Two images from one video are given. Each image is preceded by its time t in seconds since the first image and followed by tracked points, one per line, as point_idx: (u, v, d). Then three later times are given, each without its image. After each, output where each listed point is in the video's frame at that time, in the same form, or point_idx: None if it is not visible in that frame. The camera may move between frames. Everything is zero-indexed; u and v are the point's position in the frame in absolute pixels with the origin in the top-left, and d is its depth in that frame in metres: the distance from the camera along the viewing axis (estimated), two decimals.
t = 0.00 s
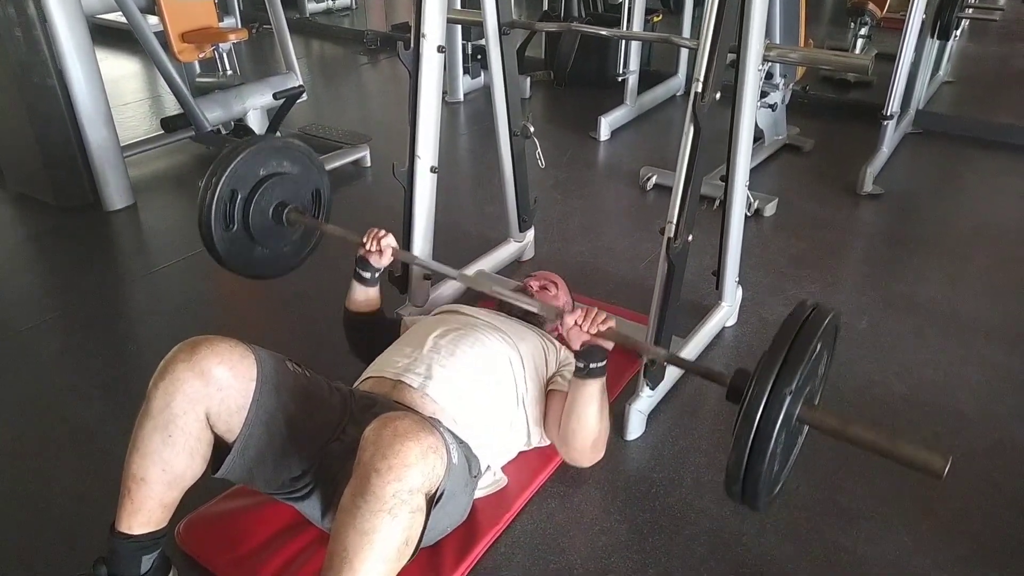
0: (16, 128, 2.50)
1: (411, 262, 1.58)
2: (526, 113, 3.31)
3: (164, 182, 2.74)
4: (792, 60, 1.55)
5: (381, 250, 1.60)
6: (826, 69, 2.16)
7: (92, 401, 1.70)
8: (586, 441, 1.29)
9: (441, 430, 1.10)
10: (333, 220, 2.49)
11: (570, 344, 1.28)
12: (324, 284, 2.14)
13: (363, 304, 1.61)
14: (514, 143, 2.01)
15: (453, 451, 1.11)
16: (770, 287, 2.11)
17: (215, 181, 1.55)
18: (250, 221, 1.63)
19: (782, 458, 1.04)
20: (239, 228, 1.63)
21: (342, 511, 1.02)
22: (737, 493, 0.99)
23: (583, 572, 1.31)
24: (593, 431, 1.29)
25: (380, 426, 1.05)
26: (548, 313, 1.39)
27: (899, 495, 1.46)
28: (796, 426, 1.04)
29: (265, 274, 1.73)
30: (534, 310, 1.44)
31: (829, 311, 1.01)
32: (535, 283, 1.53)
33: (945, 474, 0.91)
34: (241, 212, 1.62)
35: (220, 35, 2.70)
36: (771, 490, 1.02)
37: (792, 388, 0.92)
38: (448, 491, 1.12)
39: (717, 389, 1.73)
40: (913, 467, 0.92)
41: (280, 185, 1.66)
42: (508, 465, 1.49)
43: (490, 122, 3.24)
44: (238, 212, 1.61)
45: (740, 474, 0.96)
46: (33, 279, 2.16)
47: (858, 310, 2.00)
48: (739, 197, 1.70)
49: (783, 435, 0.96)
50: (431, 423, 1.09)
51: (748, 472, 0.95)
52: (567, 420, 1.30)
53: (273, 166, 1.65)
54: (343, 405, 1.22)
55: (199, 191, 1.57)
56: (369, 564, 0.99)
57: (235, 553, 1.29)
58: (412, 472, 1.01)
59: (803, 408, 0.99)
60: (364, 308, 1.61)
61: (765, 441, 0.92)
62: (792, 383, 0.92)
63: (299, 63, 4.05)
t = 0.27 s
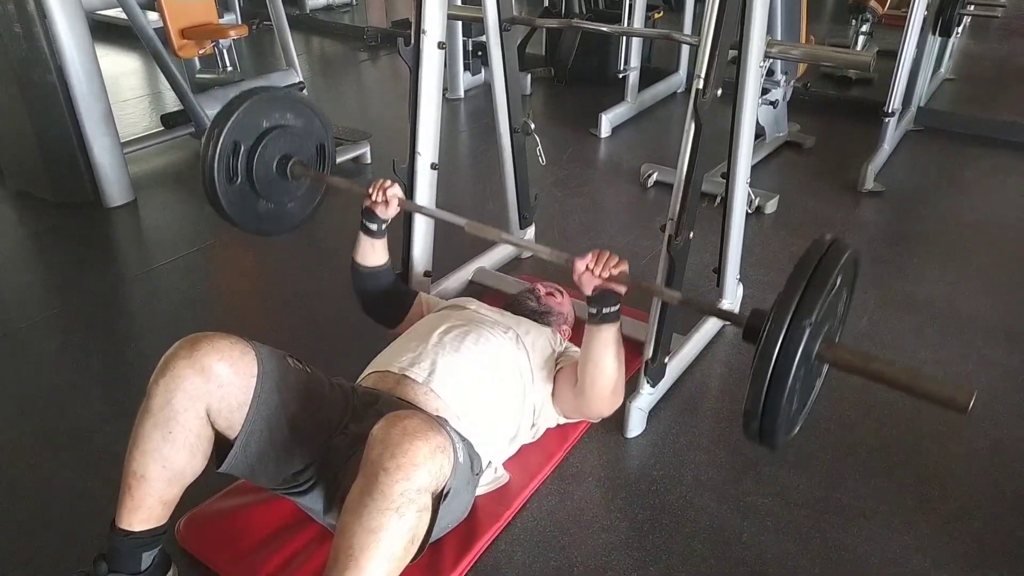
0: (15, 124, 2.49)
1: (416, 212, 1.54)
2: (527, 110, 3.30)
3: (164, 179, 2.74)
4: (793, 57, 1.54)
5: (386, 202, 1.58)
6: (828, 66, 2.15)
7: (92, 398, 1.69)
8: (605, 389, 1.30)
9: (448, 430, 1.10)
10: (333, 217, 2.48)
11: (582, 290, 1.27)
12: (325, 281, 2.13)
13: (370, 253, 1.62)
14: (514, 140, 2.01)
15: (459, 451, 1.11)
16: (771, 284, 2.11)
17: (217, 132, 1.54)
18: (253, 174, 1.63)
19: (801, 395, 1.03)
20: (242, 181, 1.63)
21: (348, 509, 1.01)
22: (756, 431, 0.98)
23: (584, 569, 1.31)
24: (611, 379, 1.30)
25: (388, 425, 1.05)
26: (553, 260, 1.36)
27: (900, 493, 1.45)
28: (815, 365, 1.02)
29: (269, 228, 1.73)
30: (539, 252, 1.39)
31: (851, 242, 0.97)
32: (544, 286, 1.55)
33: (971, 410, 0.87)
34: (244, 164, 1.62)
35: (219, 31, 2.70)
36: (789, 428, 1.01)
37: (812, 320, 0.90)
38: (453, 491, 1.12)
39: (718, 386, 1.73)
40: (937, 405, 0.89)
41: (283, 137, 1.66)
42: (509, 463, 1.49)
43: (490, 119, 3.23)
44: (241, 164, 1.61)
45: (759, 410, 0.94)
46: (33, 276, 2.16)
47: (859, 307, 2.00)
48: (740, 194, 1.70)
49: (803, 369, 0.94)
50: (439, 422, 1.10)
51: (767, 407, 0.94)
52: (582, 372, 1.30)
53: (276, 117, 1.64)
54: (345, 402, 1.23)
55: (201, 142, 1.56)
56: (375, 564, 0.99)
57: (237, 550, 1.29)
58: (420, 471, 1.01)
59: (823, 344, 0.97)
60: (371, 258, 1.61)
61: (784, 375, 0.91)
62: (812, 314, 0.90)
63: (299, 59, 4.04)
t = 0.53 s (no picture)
0: (15, 119, 2.49)
1: (422, 159, 1.51)
2: (528, 107, 3.30)
3: (164, 175, 2.74)
4: (796, 54, 1.52)
5: (388, 149, 1.53)
6: (830, 64, 2.14)
7: (92, 394, 1.69)
8: (609, 329, 1.30)
9: (448, 427, 1.10)
10: (334, 213, 2.48)
11: (591, 233, 1.26)
12: (326, 277, 2.13)
13: (379, 206, 1.57)
14: (515, 137, 2.01)
15: (460, 448, 1.11)
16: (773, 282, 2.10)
17: (215, 85, 1.54)
18: (253, 126, 1.64)
19: (819, 329, 1.05)
20: (242, 134, 1.64)
21: (347, 506, 1.01)
22: (773, 364, 1.00)
23: (584, 567, 1.31)
24: (615, 319, 1.30)
25: (389, 421, 1.05)
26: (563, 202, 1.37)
27: (901, 491, 1.45)
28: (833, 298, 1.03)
29: (273, 182, 1.75)
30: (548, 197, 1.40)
31: (869, 170, 0.96)
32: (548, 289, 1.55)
33: (997, 338, 0.88)
34: (243, 117, 1.62)
35: (220, 28, 2.69)
36: (807, 362, 1.03)
37: (829, 251, 0.90)
38: (454, 487, 1.12)
39: (719, 384, 1.73)
40: (961, 334, 0.89)
41: (282, 88, 1.66)
42: (509, 461, 1.49)
43: (491, 116, 3.23)
44: (239, 116, 1.61)
45: (776, 343, 0.96)
46: (33, 272, 2.16)
47: (860, 305, 1.99)
48: (742, 191, 1.69)
49: (821, 301, 0.95)
50: (439, 419, 1.09)
51: (784, 341, 0.96)
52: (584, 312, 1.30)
53: (274, 68, 1.64)
54: (348, 398, 1.22)
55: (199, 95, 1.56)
56: (374, 561, 0.99)
57: (237, 547, 1.28)
58: (420, 468, 1.01)
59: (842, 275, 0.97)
60: (382, 212, 1.57)
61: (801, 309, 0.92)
62: (828, 244, 0.90)
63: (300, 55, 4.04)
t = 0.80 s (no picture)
0: (16, 116, 2.49)
1: (427, 147, 1.53)
2: (529, 106, 3.29)
3: (165, 173, 2.73)
4: (798, 53, 1.52)
5: (392, 138, 1.55)
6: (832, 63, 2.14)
7: (92, 392, 1.69)
8: (603, 310, 1.29)
9: (450, 426, 1.10)
10: (334, 212, 2.48)
11: (596, 218, 1.28)
12: (326, 276, 2.13)
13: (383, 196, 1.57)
14: (517, 136, 2.00)
15: (461, 447, 1.11)
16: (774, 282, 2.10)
17: (218, 85, 1.56)
18: (258, 120, 1.66)
19: (826, 315, 1.06)
20: (249, 129, 1.66)
21: (348, 505, 1.01)
22: (779, 351, 1.02)
23: (584, 567, 1.31)
24: (610, 301, 1.29)
25: (390, 421, 1.05)
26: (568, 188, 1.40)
27: (902, 492, 1.45)
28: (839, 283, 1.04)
29: (283, 174, 1.78)
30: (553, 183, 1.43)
31: (870, 157, 0.97)
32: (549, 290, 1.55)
33: (1004, 318, 0.90)
34: (248, 113, 1.65)
35: (221, 25, 2.69)
36: (814, 348, 1.05)
37: (831, 239, 0.91)
38: (455, 487, 1.12)
39: (719, 383, 1.73)
40: (970, 314, 0.92)
41: (284, 80, 1.68)
42: (510, 461, 1.48)
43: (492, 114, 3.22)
44: (245, 112, 1.64)
45: (781, 331, 0.98)
46: (34, 269, 2.15)
47: (862, 305, 1.99)
48: (743, 190, 1.69)
49: (825, 288, 0.96)
50: (441, 419, 1.09)
51: (788, 329, 0.97)
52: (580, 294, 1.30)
53: (274, 60, 1.66)
54: (347, 397, 1.22)
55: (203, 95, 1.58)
56: (374, 560, 0.98)
57: (236, 547, 1.28)
58: (422, 467, 1.01)
59: (847, 262, 0.98)
60: (385, 200, 1.57)
61: (804, 296, 0.93)
62: (830, 234, 0.91)
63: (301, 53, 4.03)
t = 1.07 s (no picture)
0: (13, 114, 2.48)
1: (426, 147, 1.52)
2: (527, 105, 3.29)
3: (162, 171, 2.73)
4: (796, 54, 1.52)
5: (392, 137, 1.54)
6: (831, 63, 2.14)
7: (88, 390, 1.69)
8: (601, 309, 1.29)
9: (444, 424, 1.10)
10: (332, 210, 2.47)
11: (593, 217, 1.28)
12: (323, 275, 2.12)
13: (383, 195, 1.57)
14: (515, 135, 2.00)
15: (455, 445, 1.11)
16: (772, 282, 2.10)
17: (218, 88, 1.56)
18: (260, 121, 1.66)
19: (821, 313, 1.06)
20: (251, 131, 1.66)
21: (343, 504, 1.01)
22: (774, 350, 1.02)
23: (581, 567, 1.31)
24: (609, 300, 1.30)
25: (384, 419, 1.05)
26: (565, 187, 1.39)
27: (899, 492, 1.45)
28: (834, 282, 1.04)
29: (288, 174, 1.78)
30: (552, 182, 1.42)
31: (862, 153, 0.96)
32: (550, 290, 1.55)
33: (999, 316, 0.90)
34: (250, 114, 1.65)
35: (219, 24, 2.68)
36: (809, 346, 1.05)
37: (821, 241, 0.91)
38: (450, 485, 1.12)
39: (717, 384, 1.73)
40: (964, 311, 0.92)
41: (284, 80, 1.67)
42: (507, 460, 1.48)
43: (490, 114, 3.22)
44: (247, 114, 1.64)
45: (775, 331, 0.98)
46: (30, 267, 2.15)
47: (859, 306, 1.99)
48: (742, 191, 1.69)
49: (818, 287, 0.96)
50: (435, 416, 1.09)
51: (782, 328, 0.97)
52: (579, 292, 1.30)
53: (274, 61, 1.65)
54: (343, 395, 1.21)
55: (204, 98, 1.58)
56: (369, 559, 0.98)
57: (232, 546, 1.28)
58: (415, 465, 1.01)
59: (841, 259, 0.98)
60: (385, 201, 1.57)
61: (796, 297, 0.93)
62: (821, 235, 0.91)
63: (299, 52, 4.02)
